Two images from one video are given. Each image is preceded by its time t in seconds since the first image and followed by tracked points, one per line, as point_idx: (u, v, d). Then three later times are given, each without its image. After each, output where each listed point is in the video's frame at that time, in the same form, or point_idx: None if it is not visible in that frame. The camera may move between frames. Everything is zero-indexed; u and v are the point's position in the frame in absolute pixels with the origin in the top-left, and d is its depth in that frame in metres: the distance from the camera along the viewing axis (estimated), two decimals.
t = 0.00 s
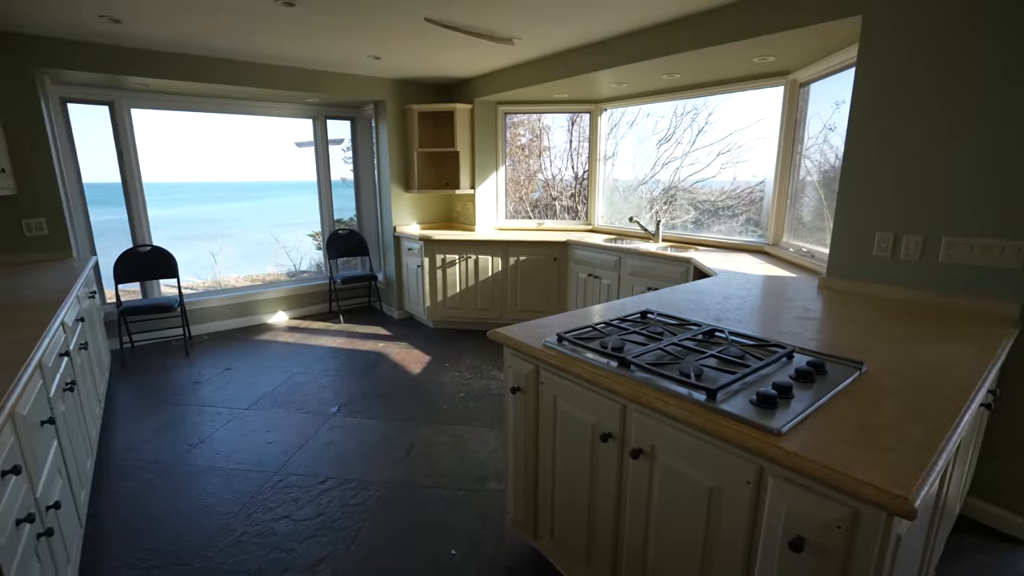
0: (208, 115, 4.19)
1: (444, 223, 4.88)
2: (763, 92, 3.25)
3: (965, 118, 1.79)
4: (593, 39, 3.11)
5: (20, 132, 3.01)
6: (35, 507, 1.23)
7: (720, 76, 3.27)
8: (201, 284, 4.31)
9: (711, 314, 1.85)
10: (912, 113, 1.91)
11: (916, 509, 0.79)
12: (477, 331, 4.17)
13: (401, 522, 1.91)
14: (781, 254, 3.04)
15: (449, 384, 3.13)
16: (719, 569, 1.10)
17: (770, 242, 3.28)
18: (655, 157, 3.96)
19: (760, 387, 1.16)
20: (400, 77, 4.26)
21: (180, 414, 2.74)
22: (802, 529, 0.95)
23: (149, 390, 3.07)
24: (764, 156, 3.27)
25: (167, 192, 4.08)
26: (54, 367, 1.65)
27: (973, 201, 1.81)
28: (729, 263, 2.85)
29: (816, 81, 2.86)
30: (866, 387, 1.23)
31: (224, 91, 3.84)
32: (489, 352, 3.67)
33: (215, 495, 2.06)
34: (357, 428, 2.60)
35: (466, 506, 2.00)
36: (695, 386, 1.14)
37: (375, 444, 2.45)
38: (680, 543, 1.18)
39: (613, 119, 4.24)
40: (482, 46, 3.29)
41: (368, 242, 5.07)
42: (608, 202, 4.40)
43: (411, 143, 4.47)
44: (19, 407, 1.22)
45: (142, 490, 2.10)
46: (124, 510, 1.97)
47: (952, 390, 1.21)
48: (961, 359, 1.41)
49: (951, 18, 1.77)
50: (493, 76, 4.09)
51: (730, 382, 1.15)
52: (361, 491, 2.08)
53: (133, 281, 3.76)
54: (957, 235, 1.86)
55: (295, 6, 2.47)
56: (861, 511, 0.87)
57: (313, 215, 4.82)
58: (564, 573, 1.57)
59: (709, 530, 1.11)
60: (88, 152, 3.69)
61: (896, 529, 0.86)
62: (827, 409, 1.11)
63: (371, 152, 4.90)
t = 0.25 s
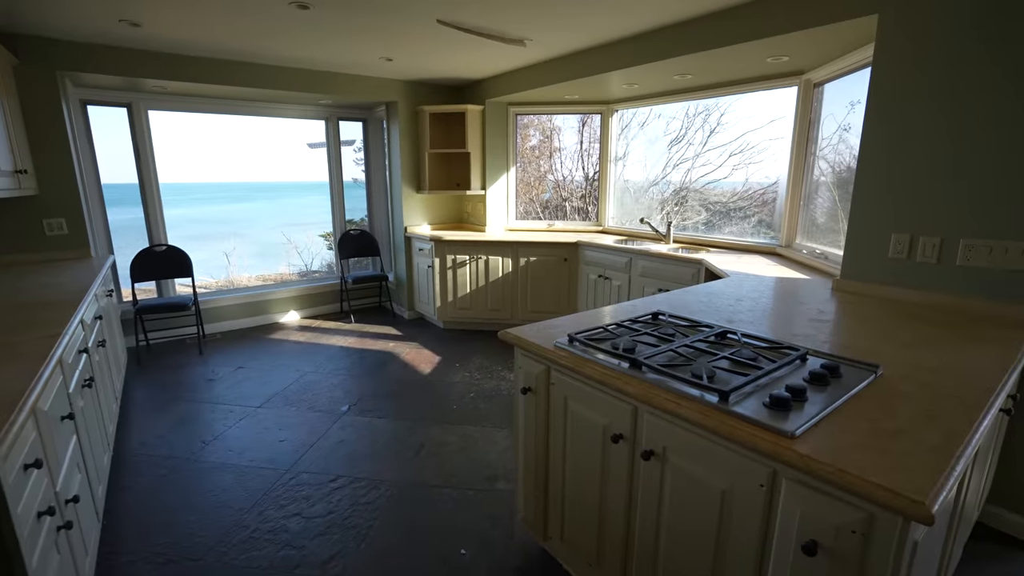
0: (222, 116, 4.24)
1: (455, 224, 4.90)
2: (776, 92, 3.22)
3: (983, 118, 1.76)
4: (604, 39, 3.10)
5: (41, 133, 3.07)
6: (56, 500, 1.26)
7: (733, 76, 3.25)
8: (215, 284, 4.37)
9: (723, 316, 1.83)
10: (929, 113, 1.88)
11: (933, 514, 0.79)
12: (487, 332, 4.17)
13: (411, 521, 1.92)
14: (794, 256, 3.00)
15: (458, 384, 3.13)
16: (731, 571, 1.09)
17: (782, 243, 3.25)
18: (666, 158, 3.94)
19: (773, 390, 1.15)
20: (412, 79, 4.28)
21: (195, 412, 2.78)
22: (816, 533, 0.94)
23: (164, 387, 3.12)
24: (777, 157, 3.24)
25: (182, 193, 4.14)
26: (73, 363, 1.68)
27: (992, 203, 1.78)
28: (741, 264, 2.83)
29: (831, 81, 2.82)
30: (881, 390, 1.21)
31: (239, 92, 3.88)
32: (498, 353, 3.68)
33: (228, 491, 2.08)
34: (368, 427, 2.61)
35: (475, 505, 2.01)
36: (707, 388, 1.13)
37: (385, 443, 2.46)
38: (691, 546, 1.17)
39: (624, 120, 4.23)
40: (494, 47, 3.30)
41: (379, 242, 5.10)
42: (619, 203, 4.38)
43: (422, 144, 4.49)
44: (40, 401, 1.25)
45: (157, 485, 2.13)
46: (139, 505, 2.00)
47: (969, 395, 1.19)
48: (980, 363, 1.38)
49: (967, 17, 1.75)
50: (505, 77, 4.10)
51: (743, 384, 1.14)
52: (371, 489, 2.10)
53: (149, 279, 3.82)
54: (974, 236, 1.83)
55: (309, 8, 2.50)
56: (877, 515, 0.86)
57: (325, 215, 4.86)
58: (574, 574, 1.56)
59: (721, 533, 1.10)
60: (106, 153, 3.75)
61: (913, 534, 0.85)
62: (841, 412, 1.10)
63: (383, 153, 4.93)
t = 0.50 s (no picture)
0: (231, 117, 4.27)
1: (462, 225, 4.90)
2: (785, 91, 3.20)
3: (996, 118, 1.73)
4: (612, 39, 3.09)
5: (54, 134, 3.12)
6: (64, 496, 1.27)
7: (742, 76, 3.23)
8: (223, 283, 4.40)
9: (730, 317, 1.82)
10: (940, 113, 1.85)
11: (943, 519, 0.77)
12: (493, 333, 4.17)
13: (416, 521, 1.92)
14: (803, 257, 2.98)
15: (464, 384, 3.13)
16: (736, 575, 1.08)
17: (791, 244, 3.22)
18: (674, 159, 3.93)
19: (779, 392, 1.14)
20: (420, 79, 4.30)
21: (203, 410, 2.80)
22: (823, 537, 0.93)
23: (172, 385, 3.14)
24: (786, 157, 3.22)
25: (192, 193, 4.18)
26: (83, 361, 1.70)
27: (1004, 203, 1.75)
28: (749, 265, 2.81)
29: (841, 80, 2.80)
30: (890, 393, 1.19)
31: (248, 93, 3.91)
32: (504, 353, 3.67)
33: (235, 489, 2.10)
34: (374, 426, 2.62)
35: (480, 505, 2.01)
36: (713, 390, 1.12)
37: (391, 443, 2.47)
38: (696, 548, 1.16)
39: (632, 120, 4.22)
40: (501, 48, 3.30)
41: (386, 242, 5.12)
42: (626, 204, 4.37)
43: (429, 145, 4.50)
44: (50, 398, 1.26)
45: (165, 482, 2.15)
46: (147, 501, 2.02)
47: (981, 398, 1.17)
48: (992, 366, 1.36)
49: (979, 14, 1.73)
50: (512, 77, 4.10)
51: (749, 386, 1.13)
52: (376, 489, 2.10)
53: (158, 279, 3.86)
54: (986, 237, 1.81)
55: (317, 9, 2.51)
56: (885, 519, 0.85)
57: (333, 216, 4.88)
58: None
59: (726, 536, 1.09)
60: (117, 153, 3.80)
61: (922, 539, 0.84)
62: (849, 415, 1.08)
63: (390, 154, 4.95)
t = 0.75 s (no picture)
0: (235, 117, 4.29)
1: (465, 224, 4.90)
2: (789, 90, 3.18)
3: (1002, 116, 1.72)
4: (615, 38, 3.08)
5: (59, 134, 3.13)
6: (67, 493, 1.27)
7: (746, 74, 3.21)
8: (227, 282, 4.42)
9: (733, 316, 1.81)
10: (946, 112, 1.84)
11: (946, 520, 0.77)
12: (495, 332, 4.17)
13: (418, 519, 1.92)
14: (807, 256, 2.96)
15: (466, 384, 3.13)
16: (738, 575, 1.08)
17: (795, 244, 3.20)
18: (677, 158, 3.91)
19: (782, 391, 1.13)
20: (423, 78, 4.30)
21: (206, 408, 2.81)
22: (824, 538, 0.93)
23: (176, 383, 3.16)
24: (791, 156, 3.20)
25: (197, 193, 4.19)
26: (86, 359, 1.70)
27: (1010, 203, 1.74)
28: (752, 265, 2.79)
29: (846, 79, 2.78)
30: (894, 394, 1.18)
31: (251, 93, 3.92)
32: (507, 353, 3.67)
33: (237, 487, 2.10)
34: (375, 425, 2.62)
35: (482, 504, 2.01)
36: (714, 389, 1.12)
37: (392, 442, 2.47)
38: (697, 548, 1.16)
39: (635, 119, 4.20)
40: (504, 47, 3.30)
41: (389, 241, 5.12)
42: (629, 203, 4.36)
43: (432, 144, 4.50)
44: (52, 396, 1.27)
45: (168, 480, 2.15)
46: (150, 499, 2.03)
47: (986, 399, 1.16)
48: (996, 367, 1.35)
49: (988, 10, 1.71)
50: (515, 76, 4.09)
51: (752, 386, 1.13)
52: (378, 487, 2.11)
53: (162, 277, 3.87)
54: (993, 235, 1.79)
55: (320, 8, 2.51)
56: (888, 521, 0.84)
57: (336, 215, 4.89)
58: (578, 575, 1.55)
59: (727, 536, 1.09)
60: (122, 153, 3.82)
61: (925, 540, 0.83)
62: (851, 415, 1.08)
63: (393, 153, 4.95)
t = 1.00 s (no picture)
0: (235, 116, 4.28)
1: (465, 223, 4.90)
2: (790, 88, 3.17)
3: (1005, 115, 1.71)
4: (616, 36, 3.08)
5: (59, 133, 3.13)
6: (66, 492, 1.28)
7: (747, 73, 3.21)
8: (227, 281, 4.42)
9: (733, 316, 1.81)
10: (947, 111, 1.83)
11: (948, 521, 0.76)
12: (496, 331, 4.17)
13: (417, 518, 1.92)
14: (808, 255, 2.95)
15: (466, 383, 3.13)
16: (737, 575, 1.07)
17: (795, 243, 3.19)
18: (678, 157, 3.91)
19: (782, 391, 1.13)
20: (424, 77, 4.29)
21: (206, 407, 2.81)
22: (824, 538, 0.92)
23: (176, 382, 3.16)
24: (792, 155, 3.19)
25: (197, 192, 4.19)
26: (85, 359, 1.70)
27: (1012, 202, 1.73)
28: (752, 264, 2.79)
29: (847, 77, 2.77)
30: (895, 393, 1.18)
31: (252, 92, 3.92)
32: (507, 352, 3.67)
33: (237, 487, 2.10)
34: (375, 424, 2.62)
35: (481, 504, 2.00)
36: (715, 389, 1.11)
37: (392, 441, 2.47)
38: (697, 547, 1.15)
39: (636, 118, 4.20)
40: (504, 45, 3.29)
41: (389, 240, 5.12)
42: (630, 202, 4.35)
43: (432, 143, 4.50)
44: (51, 396, 1.26)
45: (167, 480, 2.15)
46: (149, 498, 2.03)
47: (987, 398, 1.15)
48: (998, 366, 1.35)
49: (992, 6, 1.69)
50: (516, 75, 4.09)
51: (752, 385, 1.12)
52: (378, 486, 2.10)
53: (162, 276, 3.87)
54: (996, 234, 1.78)
55: (319, 7, 2.50)
56: (889, 521, 0.84)
57: (336, 214, 4.89)
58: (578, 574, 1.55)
59: (727, 535, 1.08)
60: (122, 152, 3.81)
61: (926, 541, 0.83)
62: (852, 414, 1.07)
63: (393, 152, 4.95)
